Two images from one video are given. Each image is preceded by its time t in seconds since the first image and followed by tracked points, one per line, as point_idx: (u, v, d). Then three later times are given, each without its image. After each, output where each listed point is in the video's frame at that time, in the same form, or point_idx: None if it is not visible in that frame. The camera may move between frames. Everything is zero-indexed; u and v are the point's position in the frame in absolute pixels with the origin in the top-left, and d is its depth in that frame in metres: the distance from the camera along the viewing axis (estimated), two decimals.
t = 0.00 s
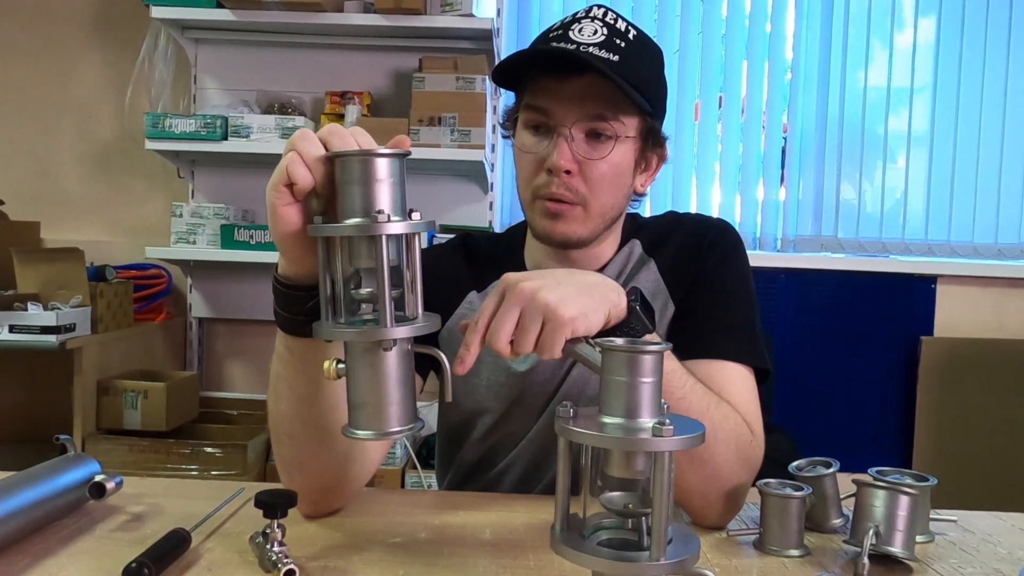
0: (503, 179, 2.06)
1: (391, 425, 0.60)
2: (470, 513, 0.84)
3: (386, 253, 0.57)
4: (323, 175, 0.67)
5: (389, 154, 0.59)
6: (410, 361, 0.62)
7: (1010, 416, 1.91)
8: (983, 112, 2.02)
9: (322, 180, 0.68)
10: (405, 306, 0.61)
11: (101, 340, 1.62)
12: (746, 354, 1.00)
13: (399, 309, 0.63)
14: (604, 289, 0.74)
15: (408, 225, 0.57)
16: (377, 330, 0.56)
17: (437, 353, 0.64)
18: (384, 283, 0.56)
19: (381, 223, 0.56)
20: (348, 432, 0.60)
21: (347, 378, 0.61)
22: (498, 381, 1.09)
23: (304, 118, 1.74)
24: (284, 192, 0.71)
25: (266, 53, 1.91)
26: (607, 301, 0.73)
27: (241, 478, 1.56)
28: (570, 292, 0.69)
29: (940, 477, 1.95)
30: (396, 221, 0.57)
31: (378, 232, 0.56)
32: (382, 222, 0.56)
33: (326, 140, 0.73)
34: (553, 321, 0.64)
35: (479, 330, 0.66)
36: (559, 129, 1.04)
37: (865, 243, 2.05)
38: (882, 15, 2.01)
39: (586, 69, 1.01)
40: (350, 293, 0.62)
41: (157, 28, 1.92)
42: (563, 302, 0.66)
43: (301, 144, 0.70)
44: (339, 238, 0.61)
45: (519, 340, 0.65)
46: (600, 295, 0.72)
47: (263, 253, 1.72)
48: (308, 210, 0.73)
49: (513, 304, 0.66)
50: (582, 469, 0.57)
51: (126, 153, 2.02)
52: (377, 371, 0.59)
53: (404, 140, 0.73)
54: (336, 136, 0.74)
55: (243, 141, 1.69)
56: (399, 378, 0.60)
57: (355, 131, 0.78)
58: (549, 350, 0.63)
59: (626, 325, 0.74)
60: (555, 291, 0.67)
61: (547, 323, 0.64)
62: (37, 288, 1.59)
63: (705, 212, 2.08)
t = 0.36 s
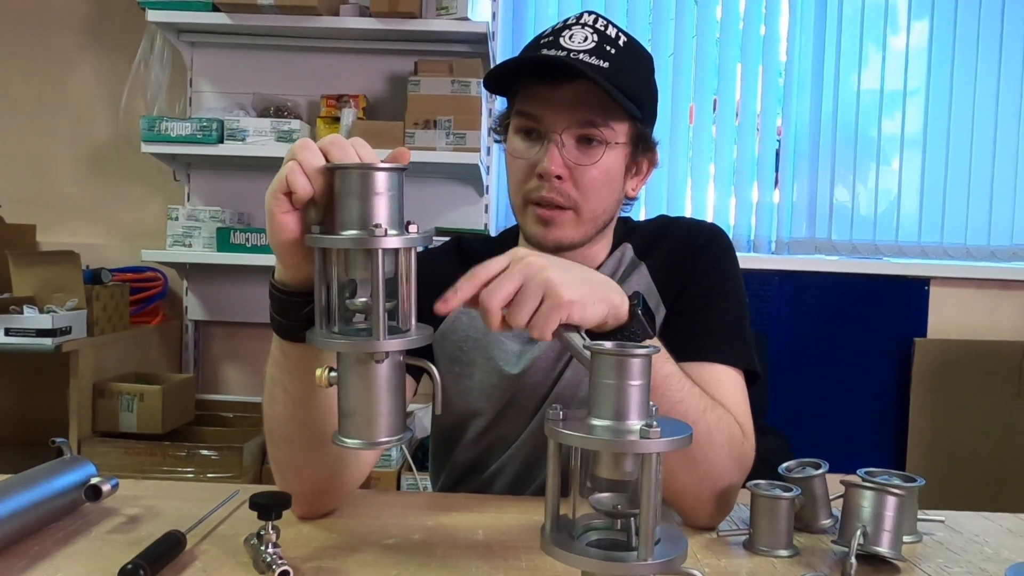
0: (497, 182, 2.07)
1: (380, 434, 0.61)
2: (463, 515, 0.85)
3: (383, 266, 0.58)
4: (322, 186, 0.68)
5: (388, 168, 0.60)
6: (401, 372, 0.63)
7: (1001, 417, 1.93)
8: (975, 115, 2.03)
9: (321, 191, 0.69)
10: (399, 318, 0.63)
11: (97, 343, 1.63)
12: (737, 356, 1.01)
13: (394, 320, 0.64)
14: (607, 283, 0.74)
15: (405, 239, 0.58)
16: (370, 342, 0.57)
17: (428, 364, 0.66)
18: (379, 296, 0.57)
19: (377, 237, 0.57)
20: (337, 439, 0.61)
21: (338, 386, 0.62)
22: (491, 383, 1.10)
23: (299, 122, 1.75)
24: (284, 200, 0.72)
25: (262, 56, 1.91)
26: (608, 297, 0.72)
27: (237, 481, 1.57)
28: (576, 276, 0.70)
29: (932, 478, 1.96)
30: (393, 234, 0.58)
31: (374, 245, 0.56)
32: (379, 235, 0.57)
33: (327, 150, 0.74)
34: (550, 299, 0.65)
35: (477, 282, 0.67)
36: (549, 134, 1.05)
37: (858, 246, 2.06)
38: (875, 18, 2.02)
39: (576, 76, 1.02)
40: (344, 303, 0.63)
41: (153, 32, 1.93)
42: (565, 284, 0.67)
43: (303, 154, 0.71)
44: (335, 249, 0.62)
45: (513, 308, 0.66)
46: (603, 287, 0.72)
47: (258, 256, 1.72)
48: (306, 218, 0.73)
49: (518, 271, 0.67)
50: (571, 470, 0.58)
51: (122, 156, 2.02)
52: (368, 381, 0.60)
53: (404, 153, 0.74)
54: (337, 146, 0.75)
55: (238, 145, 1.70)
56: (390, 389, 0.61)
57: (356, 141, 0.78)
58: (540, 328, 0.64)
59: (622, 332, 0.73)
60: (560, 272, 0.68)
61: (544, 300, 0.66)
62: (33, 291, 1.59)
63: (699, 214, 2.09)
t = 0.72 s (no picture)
0: (495, 184, 2.08)
1: (384, 437, 0.61)
2: (460, 515, 0.86)
3: (389, 271, 0.59)
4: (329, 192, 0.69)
5: (394, 175, 0.61)
6: (406, 376, 0.64)
7: (995, 417, 1.94)
8: (970, 116, 2.04)
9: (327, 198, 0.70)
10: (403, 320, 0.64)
11: (94, 345, 1.63)
12: (732, 357, 1.02)
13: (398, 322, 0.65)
14: (626, 282, 0.73)
15: (410, 246, 0.58)
16: (377, 346, 0.58)
17: (431, 366, 0.68)
18: (386, 301, 0.58)
19: (384, 243, 0.58)
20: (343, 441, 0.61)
21: (344, 389, 0.63)
22: (488, 385, 1.10)
23: (296, 124, 1.75)
24: (288, 205, 0.72)
25: (259, 59, 1.92)
26: (610, 299, 0.72)
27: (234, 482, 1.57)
28: (605, 255, 0.71)
29: (927, 478, 1.97)
30: (399, 240, 0.59)
31: (381, 251, 0.57)
32: (385, 241, 0.58)
33: (331, 155, 0.74)
34: (556, 259, 0.68)
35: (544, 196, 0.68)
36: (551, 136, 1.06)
37: (854, 247, 2.08)
38: (870, 20, 2.03)
39: (579, 78, 1.02)
40: (349, 306, 0.64)
41: (150, 35, 1.94)
42: (586, 259, 0.69)
43: (308, 159, 0.71)
44: (341, 254, 0.62)
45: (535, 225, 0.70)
46: (622, 283, 0.73)
47: (256, 258, 1.73)
48: (311, 223, 0.74)
49: (572, 208, 0.69)
50: (566, 471, 0.59)
51: (119, 158, 2.03)
52: (374, 384, 0.61)
53: (407, 159, 0.75)
54: (342, 151, 0.75)
55: (235, 147, 1.71)
56: (395, 392, 0.62)
57: (358, 146, 0.78)
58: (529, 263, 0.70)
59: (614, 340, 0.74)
60: (594, 248, 0.69)
61: (555, 254, 0.69)
62: (30, 293, 1.60)
63: (695, 216, 2.10)
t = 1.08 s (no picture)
0: (492, 186, 2.08)
1: (370, 436, 0.61)
2: (457, 516, 0.86)
3: (369, 269, 0.59)
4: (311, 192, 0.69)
5: (375, 172, 0.61)
6: (391, 374, 0.63)
7: (991, 417, 1.95)
8: (966, 118, 2.05)
9: (309, 196, 0.70)
10: (387, 319, 0.63)
11: (91, 347, 1.63)
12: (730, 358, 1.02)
13: (381, 321, 0.65)
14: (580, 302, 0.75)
15: (392, 243, 0.58)
16: (358, 345, 0.58)
17: (413, 364, 0.65)
18: (366, 299, 0.58)
19: (364, 241, 0.57)
20: (328, 441, 0.61)
21: (328, 389, 0.63)
22: (487, 387, 1.11)
23: (294, 126, 1.75)
24: (271, 206, 0.73)
25: (257, 60, 1.92)
26: (578, 307, 0.74)
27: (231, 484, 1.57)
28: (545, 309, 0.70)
29: (923, 478, 1.98)
30: (380, 238, 0.59)
31: (361, 249, 0.57)
32: (366, 239, 0.58)
33: (312, 156, 0.75)
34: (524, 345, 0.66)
35: (448, 332, 0.67)
36: (564, 133, 1.06)
37: (850, 249, 2.08)
38: (866, 22, 2.04)
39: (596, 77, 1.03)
40: (332, 306, 0.64)
41: (147, 36, 1.93)
42: (535, 322, 0.67)
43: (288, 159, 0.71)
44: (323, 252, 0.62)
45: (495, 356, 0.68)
46: (576, 305, 0.74)
47: (254, 260, 1.73)
48: (293, 223, 0.74)
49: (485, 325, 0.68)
50: (563, 472, 0.59)
51: (116, 159, 2.03)
52: (358, 384, 0.61)
53: (389, 157, 0.75)
54: (324, 151, 0.75)
55: (233, 148, 1.71)
56: (379, 391, 0.62)
57: (341, 146, 0.79)
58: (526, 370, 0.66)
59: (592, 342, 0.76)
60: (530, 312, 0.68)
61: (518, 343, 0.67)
62: (26, 295, 1.60)
63: (692, 218, 2.11)
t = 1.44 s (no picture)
0: (487, 188, 2.08)
1: (362, 437, 0.61)
2: (452, 518, 0.86)
3: (359, 270, 0.59)
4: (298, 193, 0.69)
5: (364, 173, 0.61)
6: (383, 375, 0.63)
7: (985, 418, 1.96)
8: (959, 119, 2.06)
9: (297, 198, 0.69)
10: (378, 320, 0.63)
11: (86, 350, 1.63)
12: (724, 359, 1.02)
13: (373, 322, 0.65)
14: (566, 308, 0.75)
15: (382, 243, 0.59)
16: (348, 345, 0.58)
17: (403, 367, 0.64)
18: (356, 299, 0.58)
19: (353, 242, 0.58)
20: (320, 442, 0.61)
21: (320, 390, 0.63)
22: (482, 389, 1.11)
23: (289, 128, 1.75)
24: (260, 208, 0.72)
25: (251, 63, 1.92)
26: (566, 313, 0.75)
27: (226, 487, 1.57)
28: (532, 314, 0.70)
29: (918, 479, 1.99)
30: (370, 238, 0.59)
31: (351, 250, 0.57)
32: (355, 240, 0.58)
33: (301, 157, 0.74)
34: (520, 351, 0.66)
35: (442, 348, 0.66)
36: (554, 139, 1.06)
37: (844, 250, 2.09)
38: (860, 24, 2.04)
39: (585, 82, 1.03)
40: (323, 307, 0.63)
41: (141, 39, 1.93)
42: (527, 328, 0.68)
43: (278, 162, 0.72)
44: (313, 254, 0.62)
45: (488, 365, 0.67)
46: (561, 310, 0.75)
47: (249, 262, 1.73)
48: (282, 225, 0.73)
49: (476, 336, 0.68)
50: (557, 474, 0.59)
51: (110, 161, 2.02)
52: (349, 384, 0.61)
53: (379, 157, 0.75)
54: (313, 152, 0.75)
55: (227, 150, 1.70)
56: (372, 391, 0.62)
57: (331, 146, 0.79)
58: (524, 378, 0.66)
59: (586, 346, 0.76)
60: (520, 318, 0.68)
61: (514, 351, 0.66)
62: (20, 298, 1.59)
63: (687, 220, 2.11)
